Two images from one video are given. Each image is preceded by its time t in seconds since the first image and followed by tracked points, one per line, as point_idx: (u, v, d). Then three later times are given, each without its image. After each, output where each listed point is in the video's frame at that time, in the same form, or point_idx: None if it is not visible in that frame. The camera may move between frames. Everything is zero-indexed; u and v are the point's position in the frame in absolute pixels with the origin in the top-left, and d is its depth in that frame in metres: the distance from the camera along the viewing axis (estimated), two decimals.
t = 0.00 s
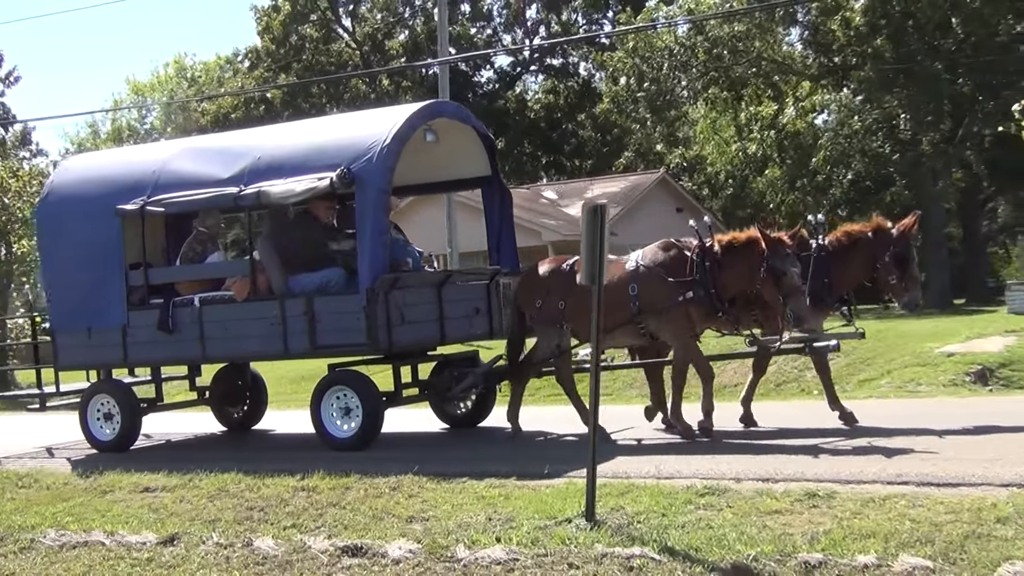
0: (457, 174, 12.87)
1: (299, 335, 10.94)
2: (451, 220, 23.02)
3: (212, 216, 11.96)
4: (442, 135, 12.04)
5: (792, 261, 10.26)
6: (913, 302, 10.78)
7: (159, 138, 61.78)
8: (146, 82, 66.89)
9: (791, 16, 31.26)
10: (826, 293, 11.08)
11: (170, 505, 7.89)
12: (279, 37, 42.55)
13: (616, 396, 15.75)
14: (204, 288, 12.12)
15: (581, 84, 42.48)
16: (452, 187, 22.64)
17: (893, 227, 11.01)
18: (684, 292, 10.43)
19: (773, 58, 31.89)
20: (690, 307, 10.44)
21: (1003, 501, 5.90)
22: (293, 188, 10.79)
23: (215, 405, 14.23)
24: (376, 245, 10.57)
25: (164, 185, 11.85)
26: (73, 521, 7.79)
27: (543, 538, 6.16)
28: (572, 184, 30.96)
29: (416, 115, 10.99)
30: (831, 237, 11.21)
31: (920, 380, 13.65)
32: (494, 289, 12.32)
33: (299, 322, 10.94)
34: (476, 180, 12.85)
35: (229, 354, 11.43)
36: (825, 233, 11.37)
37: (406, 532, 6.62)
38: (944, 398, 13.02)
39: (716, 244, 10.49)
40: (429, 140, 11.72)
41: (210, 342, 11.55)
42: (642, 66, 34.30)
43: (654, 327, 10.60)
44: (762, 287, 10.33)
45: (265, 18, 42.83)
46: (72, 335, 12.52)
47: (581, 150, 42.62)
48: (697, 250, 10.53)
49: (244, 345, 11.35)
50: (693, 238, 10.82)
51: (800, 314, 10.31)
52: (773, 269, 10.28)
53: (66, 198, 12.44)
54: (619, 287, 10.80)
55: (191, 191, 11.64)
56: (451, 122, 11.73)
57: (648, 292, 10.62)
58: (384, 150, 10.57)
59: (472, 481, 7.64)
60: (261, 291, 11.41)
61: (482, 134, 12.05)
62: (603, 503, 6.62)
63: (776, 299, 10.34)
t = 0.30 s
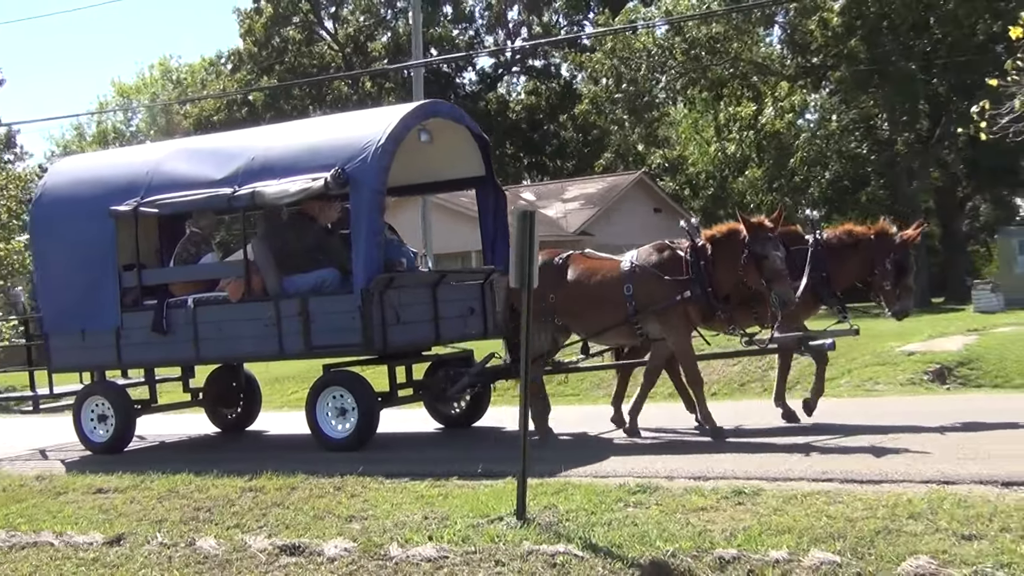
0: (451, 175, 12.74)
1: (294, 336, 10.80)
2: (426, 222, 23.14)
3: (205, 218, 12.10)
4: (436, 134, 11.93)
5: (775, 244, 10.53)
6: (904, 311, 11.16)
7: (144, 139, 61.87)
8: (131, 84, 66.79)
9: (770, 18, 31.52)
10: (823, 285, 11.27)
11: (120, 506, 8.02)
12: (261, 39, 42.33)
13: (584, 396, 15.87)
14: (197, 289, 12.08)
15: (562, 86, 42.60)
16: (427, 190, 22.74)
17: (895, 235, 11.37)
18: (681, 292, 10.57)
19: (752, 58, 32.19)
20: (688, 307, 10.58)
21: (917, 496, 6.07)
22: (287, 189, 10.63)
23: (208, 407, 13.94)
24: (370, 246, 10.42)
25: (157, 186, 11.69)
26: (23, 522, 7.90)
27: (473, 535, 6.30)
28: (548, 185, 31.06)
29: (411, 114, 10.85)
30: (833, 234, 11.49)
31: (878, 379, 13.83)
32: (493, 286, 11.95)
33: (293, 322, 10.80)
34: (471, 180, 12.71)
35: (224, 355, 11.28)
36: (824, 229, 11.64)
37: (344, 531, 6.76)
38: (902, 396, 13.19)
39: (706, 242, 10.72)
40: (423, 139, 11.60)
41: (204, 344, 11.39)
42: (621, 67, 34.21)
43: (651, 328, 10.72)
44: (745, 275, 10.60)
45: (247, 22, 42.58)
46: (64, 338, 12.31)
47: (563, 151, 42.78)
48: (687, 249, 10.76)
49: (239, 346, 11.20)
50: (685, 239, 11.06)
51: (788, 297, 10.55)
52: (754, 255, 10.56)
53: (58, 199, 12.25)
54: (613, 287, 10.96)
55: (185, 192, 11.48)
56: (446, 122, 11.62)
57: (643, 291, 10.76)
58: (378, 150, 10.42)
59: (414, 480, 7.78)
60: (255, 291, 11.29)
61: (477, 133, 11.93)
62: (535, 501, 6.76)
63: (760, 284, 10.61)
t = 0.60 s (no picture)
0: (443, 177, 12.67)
1: (289, 337, 10.77)
2: (403, 221, 23.31)
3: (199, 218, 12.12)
4: (430, 135, 11.76)
5: (768, 247, 10.33)
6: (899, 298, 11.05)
7: (129, 141, 61.75)
8: (117, 86, 66.49)
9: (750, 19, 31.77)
10: (819, 283, 11.15)
11: (72, 507, 8.12)
12: (244, 41, 42.08)
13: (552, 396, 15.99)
14: (192, 290, 11.99)
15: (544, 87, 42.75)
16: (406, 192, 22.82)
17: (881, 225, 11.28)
18: (670, 289, 10.45)
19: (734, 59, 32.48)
20: (674, 304, 10.47)
21: (835, 493, 6.23)
22: (281, 189, 10.62)
23: (203, 408, 13.83)
24: (365, 247, 10.40)
25: (151, 187, 11.64)
26: None
27: (405, 534, 6.44)
28: (526, 185, 31.20)
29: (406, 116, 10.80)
30: (820, 232, 11.40)
31: (838, 378, 14.00)
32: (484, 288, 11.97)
33: (289, 323, 10.77)
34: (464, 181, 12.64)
35: (218, 356, 11.29)
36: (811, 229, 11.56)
37: (284, 530, 6.90)
38: (861, 397, 13.35)
39: (699, 240, 10.63)
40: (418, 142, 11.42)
41: (199, 345, 11.37)
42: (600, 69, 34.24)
43: (636, 326, 10.61)
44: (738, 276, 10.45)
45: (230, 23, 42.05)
46: (57, 338, 12.30)
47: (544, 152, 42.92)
48: (680, 248, 10.64)
49: (233, 346, 11.19)
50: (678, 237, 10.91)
51: (777, 301, 10.34)
52: (748, 257, 10.39)
53: (52, 200, 12.22)
54: (603, 285, 10.73)
55: (179, 194, 11.42)
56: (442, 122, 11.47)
57: (633, 289, 10.56)
58: (372, 150, 10.38)
59: (358, 481, 7.91)
60: (251, 292, 11.25)
61: (471, 134, 11.86)
62: (469, 502, 6.89)
63: (753, 287, 10.44)
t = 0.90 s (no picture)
0: (438, 177, 12.56)
1: (285, 338, 10.73)
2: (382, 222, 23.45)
3: (195, 221, 12.01)
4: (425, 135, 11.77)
5: (755, 233, 10.08)
6: (890, 309, 10.87)
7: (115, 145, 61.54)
8: (103, 89, 66.22)
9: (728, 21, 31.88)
10: (810, 287, 11.07)
11: (27, 510, 8.24)
12: (227, 44, 41.97)
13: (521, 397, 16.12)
14: (186, 292, 11.97)
15: (526, 88, 42.87)
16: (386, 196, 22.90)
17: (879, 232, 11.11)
18: (665, 293, 10.27)
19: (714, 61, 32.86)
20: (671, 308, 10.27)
21: (761, 493, 6.39)
22: (276, 191, 10.52)
23: (198, 412, 13.88)
24: (361, 251, 10.24)
25: (145, 189, 11.55)
26: None
27: (344, 535, 6.58)
28: (506, 188, 31.28)
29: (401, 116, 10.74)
30: (817, 237, 11.29)
31: (797, 378, 14.17)
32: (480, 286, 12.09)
33: (285, 324, 10.73)
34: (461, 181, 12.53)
35: (213, 358, 11.21)
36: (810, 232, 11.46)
37: (230, 531, 7.03)
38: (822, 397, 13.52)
39: (691, 242, 10.38)
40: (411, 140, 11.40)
41: (194, 347, 11.28)
42: (579, 70, 34.82)
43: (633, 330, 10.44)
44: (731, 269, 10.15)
45: (212, 27, 42.15)
46: (52, 341, 12.21)
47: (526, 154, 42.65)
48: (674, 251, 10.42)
49: (229, 349, 11.12)
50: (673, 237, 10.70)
51: (769, 285, 10.05)
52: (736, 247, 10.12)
53: (46, 203, 12.12)
54: (598, 287, 10.71)
55: (173, 196, 11.32)
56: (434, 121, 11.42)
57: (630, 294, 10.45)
58: (369, 150, 10.31)
59: (305, 483, 8.06)
60: (246, 294, 11.23)
61: (466, 135, 11.81)
62: (407, 504, 7.03)
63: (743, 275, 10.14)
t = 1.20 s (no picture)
0: (435, 179, 12.67)
1: (281, 340, 10.77)
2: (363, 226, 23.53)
3: (191, 222, 12.02)
4: (420, 136, 11.81)
5: (750, 239, 10.15)
6: (890, 304, 10.79)
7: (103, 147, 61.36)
8: (91, 90, 66.04)
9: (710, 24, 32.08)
10: (807, 289, 11.07)
11: None
12: (212, 47, 42.07)
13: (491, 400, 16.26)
14: (182, 295, 11.92)
15: (510, 91, 43.02)
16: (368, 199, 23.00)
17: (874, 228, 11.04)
18: (660, 292, 10.34)
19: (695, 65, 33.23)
20: (669, 304, 10.35)
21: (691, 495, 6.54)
22: (274, 193, 10.55)
23: (193, 412, 13.83)
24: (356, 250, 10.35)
25: (142, 192, 11.61)
26: None
27: (285, 536, 6.72)
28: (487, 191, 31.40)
29: (396, 119, 10.82)
30: (813, 237, 11.26)
31: (761, 381, 14.32)
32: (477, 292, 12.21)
33: (280, 327, 10.77)
34: (456, 184, 12.63)
35: (209, 361, 11.25)
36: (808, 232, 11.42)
37: (176, 533, 7.16)
38: (784, 400, 13.68)
39: (685, 239, 10.43)
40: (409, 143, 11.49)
41: (190, 348, 11.34)
42: (560, 73, 34.71)
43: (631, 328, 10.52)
44: (726, 269, 10.24)
45: (198, 30, 42.28)
46: (48, 343, 12.24)
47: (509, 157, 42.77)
48: (667, 248, 10.48)
49: (225, 351, 11.16)
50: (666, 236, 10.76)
51: (759, 290, 10.15)
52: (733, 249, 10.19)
53: (40, 204, 12.12)
54: (594, 289, 10.76)
55: (169, 199, 11.37)
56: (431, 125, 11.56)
57: (624, 293, 10.56)
58: (367, 152, 10.40)
59: (255, 485, 8.21)
60: (242, 296, 11.22)
61: (462, 136, 11.88)
62: (349, 505, 7.17)
63: (736, 279, 10.24)
